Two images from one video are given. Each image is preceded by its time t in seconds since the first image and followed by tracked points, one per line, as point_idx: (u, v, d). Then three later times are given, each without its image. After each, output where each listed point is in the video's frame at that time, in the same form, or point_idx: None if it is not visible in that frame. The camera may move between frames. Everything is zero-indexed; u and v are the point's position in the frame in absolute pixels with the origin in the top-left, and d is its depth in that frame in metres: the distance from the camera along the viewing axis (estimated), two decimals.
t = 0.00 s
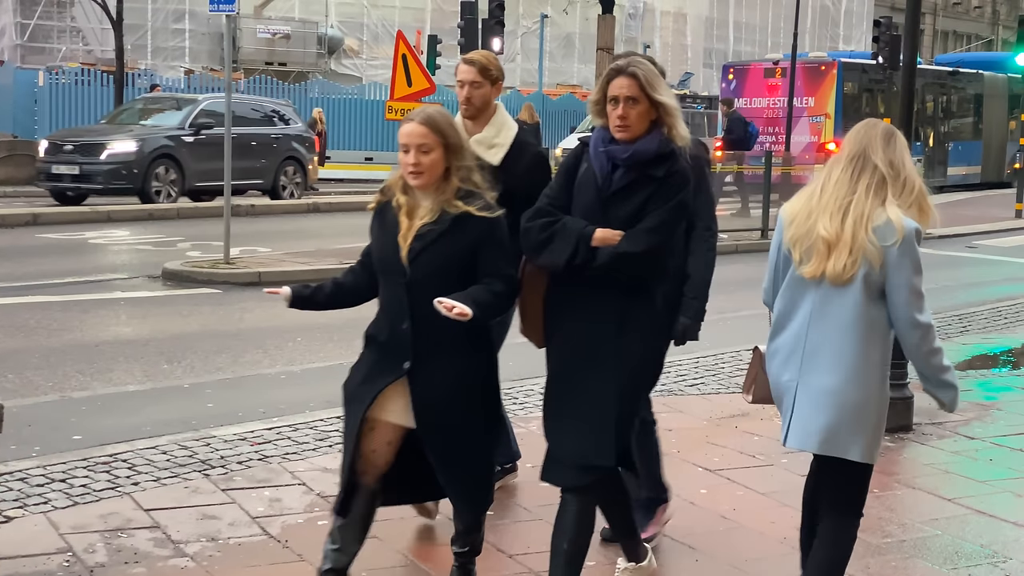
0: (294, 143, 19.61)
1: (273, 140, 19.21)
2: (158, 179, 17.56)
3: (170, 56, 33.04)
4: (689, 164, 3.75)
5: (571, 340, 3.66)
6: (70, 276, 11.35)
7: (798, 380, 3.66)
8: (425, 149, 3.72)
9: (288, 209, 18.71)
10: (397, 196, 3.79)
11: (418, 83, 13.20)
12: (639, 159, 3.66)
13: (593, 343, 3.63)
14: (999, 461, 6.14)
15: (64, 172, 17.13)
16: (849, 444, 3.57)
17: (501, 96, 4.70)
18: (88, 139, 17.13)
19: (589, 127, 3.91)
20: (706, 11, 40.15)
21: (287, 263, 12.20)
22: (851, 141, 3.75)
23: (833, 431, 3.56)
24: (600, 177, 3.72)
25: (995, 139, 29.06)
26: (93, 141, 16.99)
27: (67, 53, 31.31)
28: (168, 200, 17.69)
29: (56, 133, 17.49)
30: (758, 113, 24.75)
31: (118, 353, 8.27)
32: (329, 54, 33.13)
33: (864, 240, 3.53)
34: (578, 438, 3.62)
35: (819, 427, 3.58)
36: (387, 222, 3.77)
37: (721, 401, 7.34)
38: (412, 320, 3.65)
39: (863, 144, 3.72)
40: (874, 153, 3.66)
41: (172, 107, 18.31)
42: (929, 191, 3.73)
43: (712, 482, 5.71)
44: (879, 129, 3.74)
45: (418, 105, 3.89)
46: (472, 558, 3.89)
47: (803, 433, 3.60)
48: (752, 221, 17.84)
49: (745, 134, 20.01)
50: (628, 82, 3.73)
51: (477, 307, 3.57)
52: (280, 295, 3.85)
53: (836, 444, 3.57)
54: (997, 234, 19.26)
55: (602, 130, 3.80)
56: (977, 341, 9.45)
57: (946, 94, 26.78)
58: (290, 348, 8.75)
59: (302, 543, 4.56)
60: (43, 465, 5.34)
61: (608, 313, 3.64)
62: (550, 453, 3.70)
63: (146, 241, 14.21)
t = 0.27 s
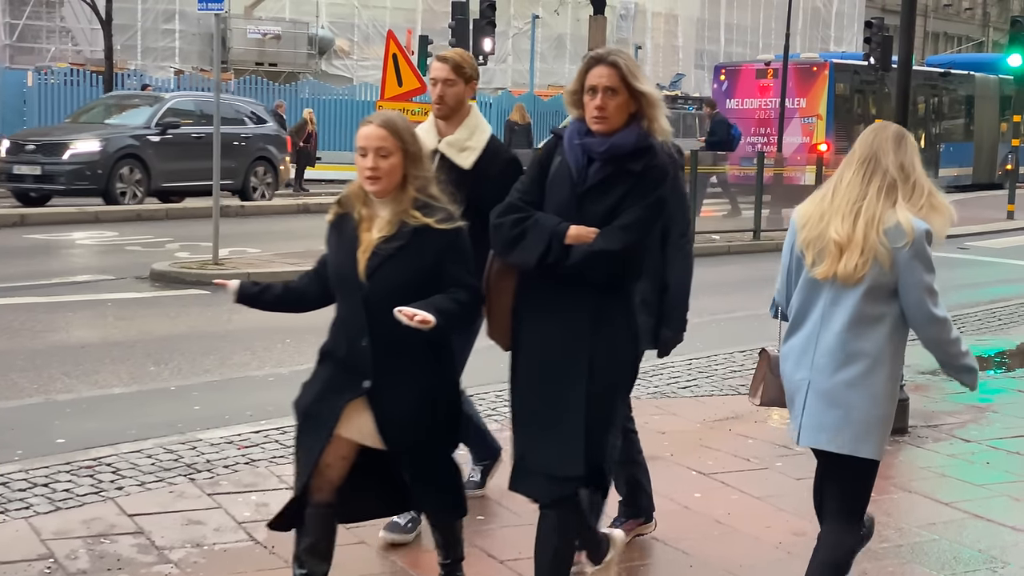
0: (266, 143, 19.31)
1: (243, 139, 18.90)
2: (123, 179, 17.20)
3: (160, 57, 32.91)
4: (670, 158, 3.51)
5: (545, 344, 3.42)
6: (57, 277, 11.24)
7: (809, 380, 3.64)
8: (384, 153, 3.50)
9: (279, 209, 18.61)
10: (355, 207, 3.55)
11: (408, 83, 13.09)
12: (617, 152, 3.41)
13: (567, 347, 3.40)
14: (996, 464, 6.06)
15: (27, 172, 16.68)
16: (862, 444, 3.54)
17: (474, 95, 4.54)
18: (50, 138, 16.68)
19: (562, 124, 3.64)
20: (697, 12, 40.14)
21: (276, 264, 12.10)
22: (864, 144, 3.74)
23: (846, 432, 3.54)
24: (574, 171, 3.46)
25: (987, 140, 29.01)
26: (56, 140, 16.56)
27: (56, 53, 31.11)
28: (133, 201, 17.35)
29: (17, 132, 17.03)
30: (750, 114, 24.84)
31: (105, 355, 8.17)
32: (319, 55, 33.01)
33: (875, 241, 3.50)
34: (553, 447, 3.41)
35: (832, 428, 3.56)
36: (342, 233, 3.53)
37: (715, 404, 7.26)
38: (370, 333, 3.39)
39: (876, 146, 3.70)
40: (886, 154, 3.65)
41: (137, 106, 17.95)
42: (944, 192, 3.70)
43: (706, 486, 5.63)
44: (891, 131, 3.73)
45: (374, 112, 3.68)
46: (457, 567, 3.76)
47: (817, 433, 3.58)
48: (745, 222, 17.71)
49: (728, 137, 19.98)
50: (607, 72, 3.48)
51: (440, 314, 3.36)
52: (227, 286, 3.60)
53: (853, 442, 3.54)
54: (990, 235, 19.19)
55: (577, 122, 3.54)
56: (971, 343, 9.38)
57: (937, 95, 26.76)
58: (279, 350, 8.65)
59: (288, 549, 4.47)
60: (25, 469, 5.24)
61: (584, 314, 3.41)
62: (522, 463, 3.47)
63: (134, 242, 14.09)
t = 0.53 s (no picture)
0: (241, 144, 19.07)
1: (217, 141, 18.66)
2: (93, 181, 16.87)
3: (153, 58, 32.79)
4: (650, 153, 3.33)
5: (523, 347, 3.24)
6: (47, 281, 11.15)
7: (821, 374, 3.68)
8: (349, 147, 3.40)
9: (271, 211, 18.53)
10: (317, 203, 3.41)
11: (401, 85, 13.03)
12: (595, 147, 3.22)
13: (547, 351, 3.23)
14: (995, 469, 6.00)
15: None
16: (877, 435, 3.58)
17: (452, 91, 4.47)
18: (18, 139, 16.17)
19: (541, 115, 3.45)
20: (691, 14, 40.10)
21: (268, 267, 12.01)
22: (872, 141, 3.78)
23: (859, 425, 3.58)
24: (553, 166, 3.27)
25: (981, 142, 29.00)
26: (25, 141, 16.08)
27: (48, 55, 30.95)
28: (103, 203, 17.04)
29: None
30: (743, 116, 24.70)
31: (93, 359, 8.07)
32: (313, 56, 32.87)
33: (885, 239, 3.55)
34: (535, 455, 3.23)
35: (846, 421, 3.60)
36: (304, 231, 3.39)
37: (710, 408, 7.19)
38: (331, 337, 3.28)
39: (884, 143, 3.75)
40: (895, 151, 3.70)
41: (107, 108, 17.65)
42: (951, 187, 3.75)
43: (702, 492, 5.56)
44: (899, 128, 3.77)
45: (343, 102, 3.57)
46: None
47: (830, 426, 3.63)
48: (740, 223, 17.64)
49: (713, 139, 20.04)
50: (587, 64, 3.30)
51: (404, 318, 3.24)
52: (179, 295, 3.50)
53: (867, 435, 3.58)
54: (985, 238, 19.14)
55: (554, 117, 3.36)
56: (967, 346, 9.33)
57: (931, 97, 26.75)
58: (269, 354, 8.56)
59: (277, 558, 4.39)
60: (10, 477, 5.16)
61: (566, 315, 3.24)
62: (500, 472, 3.28)
63: (125, 244, 13.99)
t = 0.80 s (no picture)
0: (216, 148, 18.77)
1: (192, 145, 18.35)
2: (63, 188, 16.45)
3: (147, 63, 32.72)
4: (634, 156, 3.24)
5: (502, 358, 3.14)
6: (38, 288, 11.05)
7: (834, 377, 3.72)
8: (318, 143, 3.28)
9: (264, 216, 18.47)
10: (284, 201, 3.29)
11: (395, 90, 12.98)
12: (577, 148, 3.13)
13: (530, 362, 3.12)
14: (994, 480, 5.93)
15: None
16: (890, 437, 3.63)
17: (428, 91, 4.28)
18: None
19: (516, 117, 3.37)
20: (686, 18, 40.03)
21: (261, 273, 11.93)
22: (881, 146, 3.81)
23: (869, 429, 3.62)
24: (532, 171, 3.18)
25: (976, 147, 28.97)
26: None
27: (42, 60, 30.83)
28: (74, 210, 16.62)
29: None
30: (738, 121, 24.73)
31: (84, 367, 7.99)
32: (308, 61, 32.68)
33: (895, 244, 3.58)
34: (517, 469, 3.12)
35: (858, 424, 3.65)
36: (273, 231, 3.28)
37: (707, 417, 7.12)
38: (295, 342, 3.16)
39: (893, 148, 3.78)
40: (903, 157, 3.73)
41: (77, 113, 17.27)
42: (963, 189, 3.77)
43: (699, 504, 5.49)
44: (908, 131, 3.80)
45: (309, 97, 3.45)
46: None
47: (843, 429, 3.68)
48: (735, 228, 17.60)
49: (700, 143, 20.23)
50: (564, 63, 3.20)
51: (372, 326, 3.13)
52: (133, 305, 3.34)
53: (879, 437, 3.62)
54: (980, 243, 19.08)
55: (531, 118, 3.27)
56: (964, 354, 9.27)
57: (927, 102, 26.71)
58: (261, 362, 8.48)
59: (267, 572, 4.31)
60: None
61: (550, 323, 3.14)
62: (480, 487, 3.16)
63: (118, 251, 13.89)
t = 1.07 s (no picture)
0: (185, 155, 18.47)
1: (161, 151, 18.05)
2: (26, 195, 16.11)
3: (139, 69, 32.62)
4: (609, 168, 3.10)
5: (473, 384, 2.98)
6: (25, 297, 10.94)
7: (846, 372, 3.81)
8: (276, 144, 3.18)
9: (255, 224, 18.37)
10: (241, 204, 3.19)
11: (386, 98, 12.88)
12: (549, 161, 3.00)
13: (503, 389, 2.98)
14: (991, 494, 5.85)
15: None
16: (899, 433, 3.74)
17: (395, 96, 4.15)
18: None
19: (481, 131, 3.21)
20: (679, 25, 39.97)
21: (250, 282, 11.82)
22: (893, 146, 3.94)
23: (879, 424, 3.73)
24: (501, 188, 3.04)
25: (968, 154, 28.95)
26: None
27: (33, 66, 30.70)
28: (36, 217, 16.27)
29: None
30: (731, 128, 24.60)
31: (70, 378, 7.89)
32: (299, 68, 32.63)
33: (906, 241, 3.70)
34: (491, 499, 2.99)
35: (869, 418, 3.75)
36: (227, 234, 3.16)
37: (700, 429, 7.03)
38: (249, 354, 3.05)
39: (905, 147, 3.90)
40: (915, 156, 3.85)
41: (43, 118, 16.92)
42: (975, 185, 3.88)
43: (693, 519, 5.40)
44: (920, 132, 3.92)
45: (265, 97, 3.34)
46: None
47: (851, 422, 3.78)
48: (729, 235, 17.53)
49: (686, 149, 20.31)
50: (532, 70, 3.07)
51: (336, 339, 3.04)
52: (71, 317, 3.18)
53: (887, 432, 3.73)
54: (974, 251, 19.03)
55: (498, 129, 3.13)
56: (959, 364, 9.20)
57: (920, 109, 26.69)
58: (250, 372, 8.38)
59: None
60: None
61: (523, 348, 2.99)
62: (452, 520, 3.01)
63: (107, 259, 13.78)
